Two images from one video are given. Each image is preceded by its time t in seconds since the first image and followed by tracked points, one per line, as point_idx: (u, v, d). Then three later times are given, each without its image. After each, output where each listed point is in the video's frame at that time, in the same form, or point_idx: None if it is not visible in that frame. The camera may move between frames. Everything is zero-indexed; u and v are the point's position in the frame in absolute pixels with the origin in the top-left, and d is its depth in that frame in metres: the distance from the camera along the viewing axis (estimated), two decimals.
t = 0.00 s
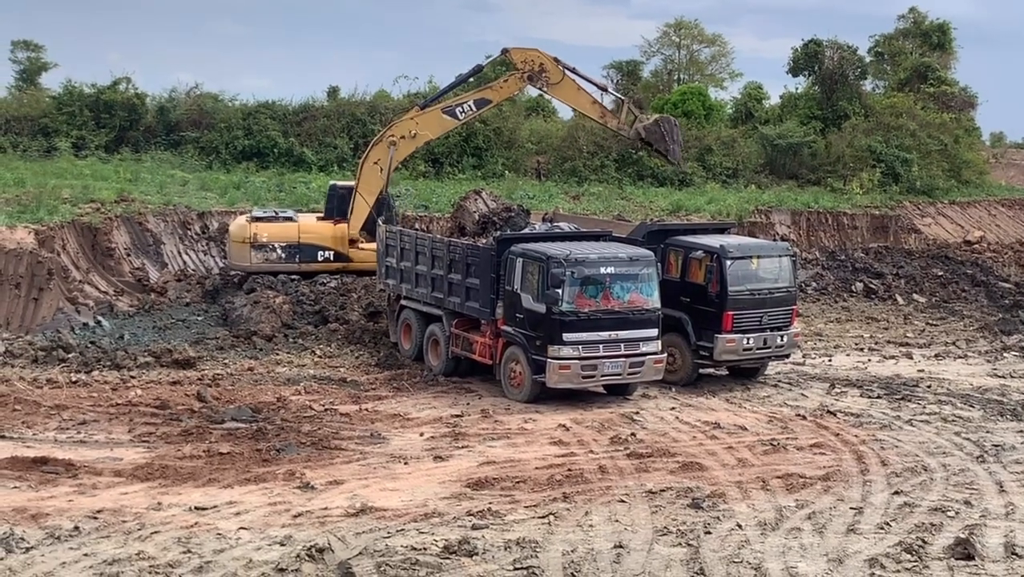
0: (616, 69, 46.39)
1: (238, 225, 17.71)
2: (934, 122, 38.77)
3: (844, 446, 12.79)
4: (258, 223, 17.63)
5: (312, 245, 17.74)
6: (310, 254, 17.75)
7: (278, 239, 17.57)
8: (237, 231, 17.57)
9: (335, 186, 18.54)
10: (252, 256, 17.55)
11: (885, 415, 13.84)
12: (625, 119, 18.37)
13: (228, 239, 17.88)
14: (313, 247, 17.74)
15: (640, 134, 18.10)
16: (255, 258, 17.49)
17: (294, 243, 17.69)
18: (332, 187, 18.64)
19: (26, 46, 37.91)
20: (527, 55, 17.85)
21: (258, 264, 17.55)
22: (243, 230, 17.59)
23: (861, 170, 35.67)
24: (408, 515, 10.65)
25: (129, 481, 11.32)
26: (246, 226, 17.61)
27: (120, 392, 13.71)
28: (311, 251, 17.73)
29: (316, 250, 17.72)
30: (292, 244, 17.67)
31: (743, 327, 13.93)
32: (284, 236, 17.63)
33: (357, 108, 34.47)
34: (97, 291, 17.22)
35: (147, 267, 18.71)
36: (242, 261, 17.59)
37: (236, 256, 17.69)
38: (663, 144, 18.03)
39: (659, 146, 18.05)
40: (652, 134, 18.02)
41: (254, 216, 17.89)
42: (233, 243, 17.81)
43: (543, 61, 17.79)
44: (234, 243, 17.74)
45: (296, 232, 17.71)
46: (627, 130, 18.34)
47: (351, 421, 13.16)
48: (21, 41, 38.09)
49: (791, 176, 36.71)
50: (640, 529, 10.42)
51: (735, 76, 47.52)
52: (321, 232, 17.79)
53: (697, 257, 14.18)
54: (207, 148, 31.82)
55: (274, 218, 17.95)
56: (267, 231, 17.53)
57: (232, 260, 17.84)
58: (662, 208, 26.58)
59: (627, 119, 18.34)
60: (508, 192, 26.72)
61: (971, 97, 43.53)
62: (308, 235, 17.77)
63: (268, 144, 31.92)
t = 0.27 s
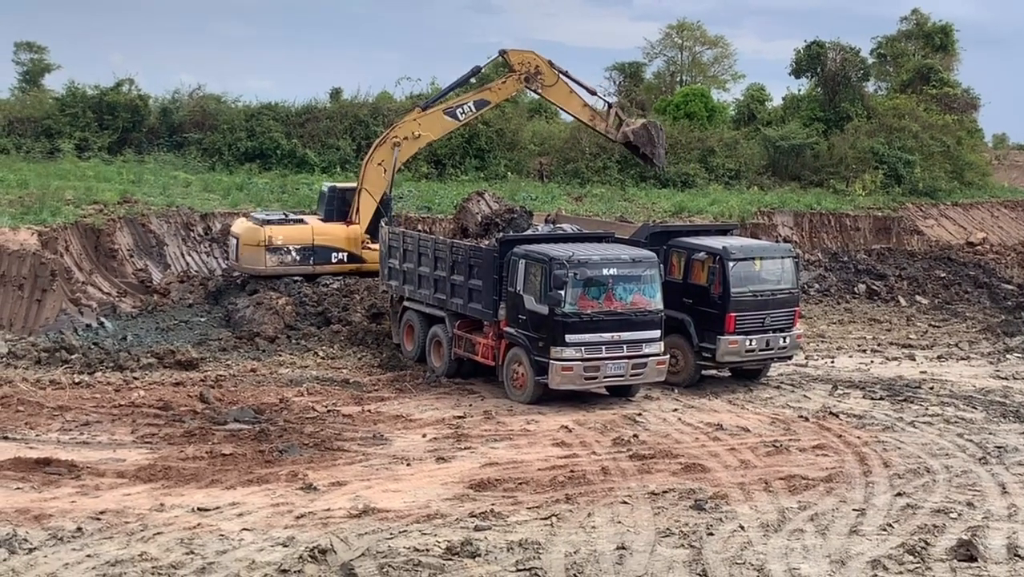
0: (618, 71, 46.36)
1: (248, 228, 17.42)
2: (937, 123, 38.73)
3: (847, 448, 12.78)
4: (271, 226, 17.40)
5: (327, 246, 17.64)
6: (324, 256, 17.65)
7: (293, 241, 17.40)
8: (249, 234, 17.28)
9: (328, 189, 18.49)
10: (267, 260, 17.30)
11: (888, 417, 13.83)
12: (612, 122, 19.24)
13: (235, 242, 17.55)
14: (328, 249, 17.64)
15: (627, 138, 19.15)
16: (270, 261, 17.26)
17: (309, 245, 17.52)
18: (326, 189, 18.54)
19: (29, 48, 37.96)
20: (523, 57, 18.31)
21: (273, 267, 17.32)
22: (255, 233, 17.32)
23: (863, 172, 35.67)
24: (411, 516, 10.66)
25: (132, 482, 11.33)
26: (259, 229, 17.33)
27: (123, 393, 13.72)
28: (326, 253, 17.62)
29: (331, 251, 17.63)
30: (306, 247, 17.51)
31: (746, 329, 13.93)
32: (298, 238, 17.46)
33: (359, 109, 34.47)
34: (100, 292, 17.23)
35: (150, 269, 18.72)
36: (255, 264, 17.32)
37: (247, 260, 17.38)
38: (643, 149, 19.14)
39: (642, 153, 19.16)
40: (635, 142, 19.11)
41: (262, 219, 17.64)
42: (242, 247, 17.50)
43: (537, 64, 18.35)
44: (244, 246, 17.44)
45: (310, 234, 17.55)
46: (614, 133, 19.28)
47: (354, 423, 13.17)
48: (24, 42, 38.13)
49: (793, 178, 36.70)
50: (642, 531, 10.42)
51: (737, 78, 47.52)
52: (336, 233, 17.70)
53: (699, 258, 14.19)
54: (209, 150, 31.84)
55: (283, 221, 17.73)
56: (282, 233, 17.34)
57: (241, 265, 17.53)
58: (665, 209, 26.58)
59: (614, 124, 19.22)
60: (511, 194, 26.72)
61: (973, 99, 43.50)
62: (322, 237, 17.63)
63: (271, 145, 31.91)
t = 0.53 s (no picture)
0: (621, 72, 46.34)
1: (263, 232, 17.22)
2: (939, 125, 38.73)
3: (850, 450, 12.77)
4: (288, 230, 17.25)
5: (342, 249, 17.66)
6: (339, 258, 17.65)
7: (311, 244, 17.32)
8: (266, 238, 17.10)
9: (324, 193, 18.56)
10: (286, 264, 17.17)
11: (891, 418, 13.82)
12: (590, 126, 19.29)
13: (249, 247, 17.30)
14: (343, 251, 17.66)
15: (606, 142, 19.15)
16: (289, 264, 17.15)
17: (326, 248, 17.47)
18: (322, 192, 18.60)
19: (32, 50, 37.98)
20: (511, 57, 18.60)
21: (292, 271, 17.21)
22: (272, 237, 17.15)
23: (866, 174, 35.67)
24: (413, 518, 10.65)
25: (134, 484, 11.33)
26: (276, 233, 17.16)
27: (126, 395, 13.72)
28: (341, 255, 17.63)
29: (346, 253, 17.67)
30: (323, 249, 17.45)
31: (748, 331, 13.92)
32: (315, 241, 17.38)
33: (362, 111, 34.49)
34: (103, 294, 17.23)
35: (153, 271, 18.72)
36: (273, 268, 17.16)
37: (264, 264, 17.20)
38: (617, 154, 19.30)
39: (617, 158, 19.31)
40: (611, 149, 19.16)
41: (276, 223, 17.47)
42: (256, 252, 17.29)
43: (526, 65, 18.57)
44: (259, 250, 17.24)
45: (326, 237, 17.49)
46: (591, 138, 19.29)
47: (356, 425, 13.16)
48: (27, 44, 38.16)
49: (796, 179, 36.69)
50: (645, 533, 10.41)
51: (740, 80, 47.52)
52: (351, 236, 17.75)
53: (702, 260, 14.18)
54: (212, 152, 31.85)
55: (296, 225, 17.60)
56: (300, 237, 17.22)
57: (256, 269, 17.31)
58: (667, 211, 26.57)
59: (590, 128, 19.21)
60: (513, 196, 26.72)
61: (976, 101, 43.48)
62: (337, 240, 17.61)
63: (273, 147, 31.90)
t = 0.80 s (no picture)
0: (623, 74, 46.33)
1: (281, 237, 17.09)
2: (942, 126, 38.74)
3: (852, 452, 12.76)
4: (306, 234, 17.15)
5: (358, 251, 17.62)
6: (355, 261, 17.61)
7: (329, 248, 17.25)
8: (285, 242, 16.98)
9: (325, 196, 18.59)
10: (306, 268, 17.08)
11: (893, 420, 13.82)
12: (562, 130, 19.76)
13: (265, 252, 17.13)
14: (359, 253, 17.63)
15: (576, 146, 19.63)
16: (309, 268, 17.07)
17: (343, 251, 17.44)
18: (323, 197, 18.61)
19: (34, 53, 38.00)
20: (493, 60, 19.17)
21: (311, 275, 17.13)
22: (290, 241, 17.04)
23: (868, 175, 35.68)
24: (416, 521, 10.65)
25: (137, 487, 11.33)
26: (294, 237, 17.06)
27: (128, 398, 13.72)
28: (357, 257, 17.61)
29: (362, 256, 17.63)
30: (340, 253, 17.40)
31: (751, 333, 13.92)
32: (333, 244, 17.32)
33: (364, 114, 34.50)
34: (105, 297, 17.23)
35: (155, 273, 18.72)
36: (293, 272, 17.05)
37: (283, 269, 17.06)
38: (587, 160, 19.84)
39: (585, 162, 19.80)
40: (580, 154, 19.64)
41: (291, 227, 17.35)
42: (273, 256, 17.14)
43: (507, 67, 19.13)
44: (277, 255, 17.10)
45: (342, 240, 17.46)
46: (562, 141, 19.77)
47: (359, 427, 13.16)
48: (30, 47, 38.17)
49: (798, 181, 36.69)
50: (648, 535, 10.41)
51: (742, 82, 47.52)
52: (366, 238, 17.71)
53: (704, 262, 14.17)
54: (215, 154, 31.87)
55: (311, 229, 17.49)
56: (319, 240, 17.15)
57: (273, 274, 17.15)
58: (670, 213, 26.57)
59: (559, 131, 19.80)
60: (516, 198, 26.73)
61: (978, 102, 43.47)
62: (353, 243, 17.60)
63: (275, 150, 31.89)
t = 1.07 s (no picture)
0: (623, 76, 46.45)
1: (301, 239, 16.98)
2: (942, 127, 38.76)
3: (853, 453, 12.76)
4: (326, 236, 17.10)
5: (372, 252, 17.69)
6: (369, 262, 17.66)
7: (348, 249, 17.26)
8: (306, 245, 16.89)
9: (325, 198, 18.49)
10: (327, 270, 17.03)
11: (894, 421, 13.82)
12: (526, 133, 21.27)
13: (285, 255, 16.97)
14: (374, 254, 17.70)
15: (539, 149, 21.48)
16: (330, 270, 17.02)
17: (359, 251, 17.47)
18: (324, 199, 18.49)
19: (35, 55, 38.02)
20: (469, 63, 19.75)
21: (332, 277, 17.10)
22: (311, 244, 16.95)
23: (869, 176, 35.69)
24: (417, 522, 10.65)
25: (138, 489, 11.33)
26: (314, 239, 16.99)
27: (129, 399, 13.72)
28: (371, 258, 17.68)
29: (376, 256, 17.71)
30: (357, 254, 17.43)
31: (751, 334, 13.91)
32: (350, 246, 17.34)
33: (365, 115, 34.51)
34: (106, 298, 17.23)
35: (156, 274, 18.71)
36: (314, 275, 16.97)
37: (304, 271, 16.96)
38: (547, 162, 21.90)
39: (545, 165, 21.79)
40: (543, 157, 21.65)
41: (307, 229, 17.24)
42: (293, 259, 17.01)
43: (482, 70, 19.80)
44: (298, 257, 16.98)
45: (358, 241, 17.51)
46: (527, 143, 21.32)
47: (359, 429, 13.16)
48: (30, 49, 38.18)
49: (798, 182, 36.71)
50: (649, 536, 10.41)
51: (742, 83, 47.55)
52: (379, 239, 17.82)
53: (704, 264, 14.17)
54: (215, 156, 31.88)
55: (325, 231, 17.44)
56: (338, 242, 17.14)
57: (294, 277, 17.02)
58: (670, 215, 26.59)
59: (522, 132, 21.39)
60: (516, 199, 26.73)
61: (978, 103, 43.49)
62: (367, 243, 17.67)
63: (276, 152, 31.91)
